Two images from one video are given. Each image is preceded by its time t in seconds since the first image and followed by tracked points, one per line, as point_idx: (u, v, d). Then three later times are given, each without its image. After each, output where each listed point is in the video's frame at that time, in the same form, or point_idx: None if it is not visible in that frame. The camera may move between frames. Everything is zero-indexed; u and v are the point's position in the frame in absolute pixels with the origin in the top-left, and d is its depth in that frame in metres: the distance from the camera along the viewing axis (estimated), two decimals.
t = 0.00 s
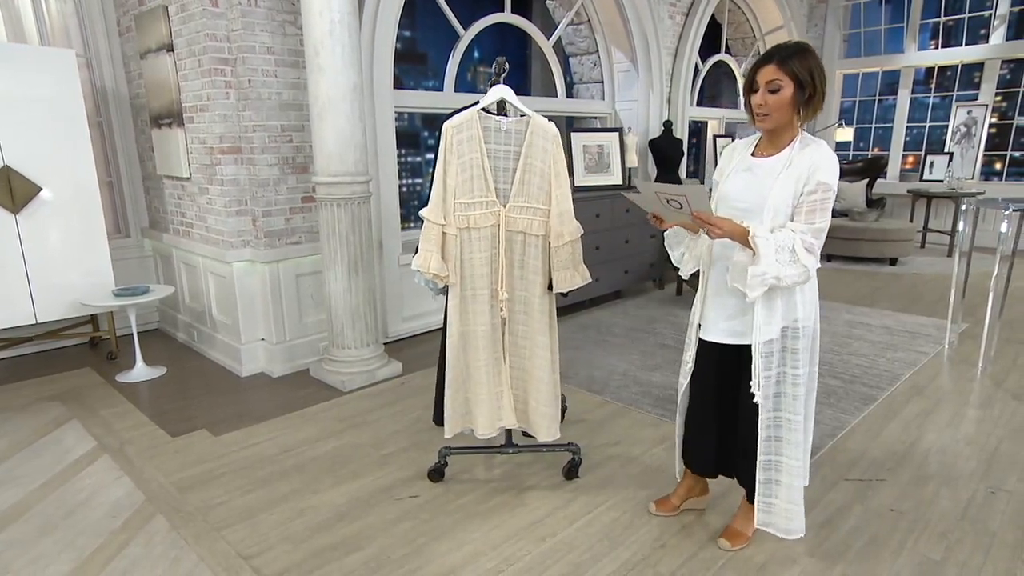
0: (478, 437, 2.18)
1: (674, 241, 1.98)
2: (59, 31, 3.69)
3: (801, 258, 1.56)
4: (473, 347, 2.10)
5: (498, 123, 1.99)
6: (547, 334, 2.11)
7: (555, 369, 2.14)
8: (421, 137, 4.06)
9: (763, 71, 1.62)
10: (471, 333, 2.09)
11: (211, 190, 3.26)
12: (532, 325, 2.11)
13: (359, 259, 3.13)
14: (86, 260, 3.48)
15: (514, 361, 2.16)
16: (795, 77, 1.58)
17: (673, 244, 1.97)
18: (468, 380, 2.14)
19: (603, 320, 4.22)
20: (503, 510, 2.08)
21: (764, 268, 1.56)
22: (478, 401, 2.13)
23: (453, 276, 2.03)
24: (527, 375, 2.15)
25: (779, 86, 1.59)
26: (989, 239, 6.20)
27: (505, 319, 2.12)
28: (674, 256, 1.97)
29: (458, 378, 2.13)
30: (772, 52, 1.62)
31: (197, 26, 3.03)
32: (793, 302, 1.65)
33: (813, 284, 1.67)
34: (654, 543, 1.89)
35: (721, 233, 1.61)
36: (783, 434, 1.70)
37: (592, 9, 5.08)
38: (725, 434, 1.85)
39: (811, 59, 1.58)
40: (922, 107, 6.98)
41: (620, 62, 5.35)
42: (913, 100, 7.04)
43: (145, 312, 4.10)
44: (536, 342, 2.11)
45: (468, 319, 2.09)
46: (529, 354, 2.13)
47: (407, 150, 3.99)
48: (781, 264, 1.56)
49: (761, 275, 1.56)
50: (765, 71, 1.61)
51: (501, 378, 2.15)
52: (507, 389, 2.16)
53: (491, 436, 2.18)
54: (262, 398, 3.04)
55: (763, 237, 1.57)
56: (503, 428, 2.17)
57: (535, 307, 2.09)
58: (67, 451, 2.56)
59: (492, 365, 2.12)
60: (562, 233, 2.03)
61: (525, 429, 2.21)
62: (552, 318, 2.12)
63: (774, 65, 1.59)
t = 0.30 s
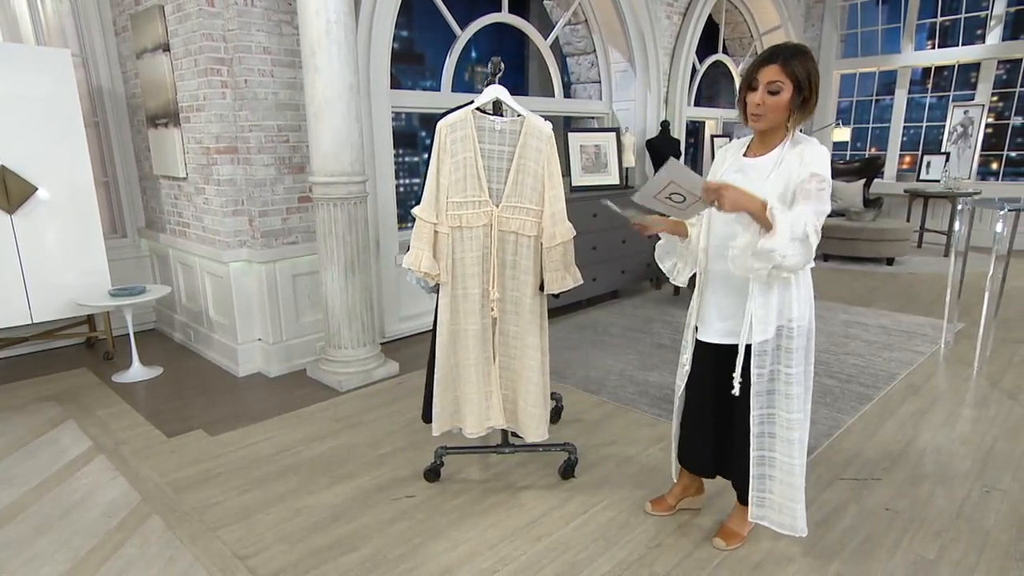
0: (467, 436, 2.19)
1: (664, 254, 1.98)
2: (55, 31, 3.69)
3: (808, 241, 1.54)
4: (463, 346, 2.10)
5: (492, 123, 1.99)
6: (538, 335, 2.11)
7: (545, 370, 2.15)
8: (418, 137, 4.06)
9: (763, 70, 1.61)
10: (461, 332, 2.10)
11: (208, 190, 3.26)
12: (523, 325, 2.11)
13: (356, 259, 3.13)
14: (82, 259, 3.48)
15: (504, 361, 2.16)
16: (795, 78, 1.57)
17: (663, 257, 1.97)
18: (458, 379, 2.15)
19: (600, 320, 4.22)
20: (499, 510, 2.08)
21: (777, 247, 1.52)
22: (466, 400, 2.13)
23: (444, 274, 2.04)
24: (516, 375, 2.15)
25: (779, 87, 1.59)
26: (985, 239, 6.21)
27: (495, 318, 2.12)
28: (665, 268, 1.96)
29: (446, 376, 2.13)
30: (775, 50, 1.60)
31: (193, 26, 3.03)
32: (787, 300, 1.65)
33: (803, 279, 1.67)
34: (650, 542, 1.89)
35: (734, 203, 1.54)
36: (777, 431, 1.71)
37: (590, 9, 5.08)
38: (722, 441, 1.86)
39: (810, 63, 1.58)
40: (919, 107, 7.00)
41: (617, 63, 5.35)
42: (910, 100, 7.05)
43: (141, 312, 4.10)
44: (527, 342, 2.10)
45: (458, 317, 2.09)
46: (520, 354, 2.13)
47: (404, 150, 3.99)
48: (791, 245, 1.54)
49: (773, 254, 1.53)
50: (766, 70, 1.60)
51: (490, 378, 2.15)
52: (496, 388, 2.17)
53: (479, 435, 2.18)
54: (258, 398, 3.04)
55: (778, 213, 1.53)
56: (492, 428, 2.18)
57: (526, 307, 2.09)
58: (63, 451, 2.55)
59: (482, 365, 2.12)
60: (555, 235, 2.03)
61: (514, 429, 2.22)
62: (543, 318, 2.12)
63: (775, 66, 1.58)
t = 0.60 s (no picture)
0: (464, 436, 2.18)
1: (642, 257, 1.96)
2: (51, 30, 3.68)
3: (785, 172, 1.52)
4: (460, 346, 2.10)
5: (488, 123, 1.99)
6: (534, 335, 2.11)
7: (541, 370, 2.15)
8: (415, 138, 4.06)
9: (763, 74, 1.60)
10: (458, 332, 2.09)
11: (204, 190, 3.26)
12: (519, 324, 2.11)
13: (352, 259, 3.12)
14: (77, 260, 3.47)
15: (500, 361, 2.17)
16: (792, 85, 1.58)
17: (644, 260, 1.95)
18: (454, 379, 2.14)
19: (597, 320, 4.22)
20: (494, 510, 2.08)
21: (767, 194, 1.47)
22: (463, 400, 2.12)
23: (440, 274, 2.04)
24: (513, 375, 2.16)
25: (778, 95, 1.59)
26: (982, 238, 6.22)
27: (492, 318, 2.13)
28: (645, 271, 1.95)
29: (444, 376, 2.13)
30: (779, 56, 1.59)
31: (189, 26, 3.02)
32: (781, 292, 1.66)
33: (795, 272, 1.69)
34: (645, 542, 1.89)
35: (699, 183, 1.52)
36: (774, 420, 1.72)
37: (587, 9, 5.09)
38: (716, 443, 1.85)
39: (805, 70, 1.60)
40: (916, 107, 7.01)
41: (614, 62, 5.35)
42: (906, 100, 7.06)
43: (138, 312, 4.09)
44: (523, 342, 2.10)
45: (454, 317, 2.09)
46: (516, 355, 2.13)
47: (402, 150, 3.98)
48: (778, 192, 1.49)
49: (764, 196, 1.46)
50: (767, 75, 1.59)
51: (487, 378, 2.15)
52: (493, 388, 2.16)
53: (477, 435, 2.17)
54: (255, 399, 3.03)
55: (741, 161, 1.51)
56: (490, 428, 2.18)
57: (522, 308, 2.09)
58: (58, 451, 2.55)
59: (479, 365, 2.12)
60: (550, 235, 2.04)
61: (511, 429, 2.22)
62: (540, 318, 2.13)
63: (777, 72, 1.58)
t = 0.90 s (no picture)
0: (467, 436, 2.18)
1: (638, 258, 1.94)
2: (46, 30, 3.67)
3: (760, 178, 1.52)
4: (463, 346, 2.10)
5: (484, 124, 1.99)
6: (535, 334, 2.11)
7: (544, 369, 2.15)
8: (413, 138, 4.05)
9: (751, 77, 1.59)
10: (460, 332, 2.10)
11: (201, 190, 3.25)
12: (521, 323, 2.11)
13: (349, 259, 3.12)
14: (74, 260, 3.47)
15: (503, 361, 2.16)
16: (781, 87, 1.59)
17: (639, 261, 1.94)
18: (457, 379, 2.14)
19: (595, 320, 4.22)
20: (490, 510, 2.08)
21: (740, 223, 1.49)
22: (467, 400, 2.13)
23: (440, 276, 2.04)
24: (515, 374, 2.16)
25: (767, 98, 1.59)
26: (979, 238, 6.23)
27: (493, 318, 2.12)
28: (639, 272, 1.94)
29: (446, 378, 2.13)
30: (766, 57, 1.59)
31: (186, 26, 3.02)
32: (776, 292, 1.66)
33: (788, 272, 1.69)
34: (641, 541, 1.89)
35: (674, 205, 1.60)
36: (775, 421, 1.72)
37: (584, 9, 5.08)
38: (712, 443, 1.86)
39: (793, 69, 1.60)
40: (913, 107, 7.03)
41: (611, 63, 5.36)
42: (903, 100, 7.08)
43: (134, 313, 4.08)
44: (525, 342, 2.11)
45: (456, 318, 2.09)
46: (518, 354, 2.13)
47: (399, 149, 3.98)
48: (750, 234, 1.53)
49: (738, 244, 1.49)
50: (755, 78, 1.59)
51: (490, 378, 2.15)
52: (496, 387, 2.16)
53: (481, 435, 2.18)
54: (251, 399, 3.03)
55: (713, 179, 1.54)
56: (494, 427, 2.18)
57: (523, 308, 2.09)
58: (54, 452, 2.55)
59: (481, 365, 2.12)
60: (550, 234, 2.04)
61: (515, 428, 2.22)
62: (541, 316, 2.13)
63: (764, 74, 1.58)
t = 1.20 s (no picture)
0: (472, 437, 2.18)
1: (632, 260, 1.94)
2: (43, 30, 3.67)
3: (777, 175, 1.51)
4: (466, 347, 2.10)
5: (482, 124, 1.99)
6: (535, 333, 2.11)
7: (546, 368, 2.15)
8: (410, 138, 4.05)
9: (738, 80, 1.60)
10: (462, 333, 2.10)
11: (198, 190, 3.25)
12: (523, 323, 2.11)
13: (346, 259, 3.12)
14: (71, 260, 3.46)
15: (506, 360, 2.16)
16: (769, 87, 1.59)
17: (633, 263, 1.94)
18: (460, 379, 2.15)
19: (592, 320, 4.22)
20: (487, 510, 2.08)
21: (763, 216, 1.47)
22: (471, 401, 2.13)
23: (441, 276, 2.04)
24: (519, 374, 2.16)
25: (756, 99, 1.59)
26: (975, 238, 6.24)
27: (495, 319, 2.12)
28: (634, 274, 1.93)
29: (450, 378, 2.13)
30: (751, 59, 1.59)
31: (182, 26, 3.01)
32: (770, 291, 1.66)
33: (783, 271, 1.69)
34: (638, 541, 1.90)
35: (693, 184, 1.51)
36: (768, 420, 1.72)
37: (582, 10, 5.09)
38: (709, 442, 1.86)
39: (780, 69, 1.60)
40: (910, 107, 7.04)
41: (609, 63, 5.36)
42: (900, 100, 7.09)
43: (131, 313, 4.08)
44: (527, 341, 2.11)
45: (458, 318, 2.09)
46: (521, 353, 2.13)
47: (397, 150, 3.98)
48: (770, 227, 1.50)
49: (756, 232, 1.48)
50: (742, 80, 1.59)
51: (494, 378, 2.14)
52: (500, 386, 2.16)
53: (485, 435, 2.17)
54: (249, 399, 3.03)
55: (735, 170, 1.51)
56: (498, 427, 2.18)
57: (524, 307, 2.09)
58: (50, 452, 2.54)
59: (484, 365, 2.12)
60: (549, 233, 2.04)
61: (519, 426, 2.22)
62: (542, 315, 2.13)
63: (750, 76, 1.58)
